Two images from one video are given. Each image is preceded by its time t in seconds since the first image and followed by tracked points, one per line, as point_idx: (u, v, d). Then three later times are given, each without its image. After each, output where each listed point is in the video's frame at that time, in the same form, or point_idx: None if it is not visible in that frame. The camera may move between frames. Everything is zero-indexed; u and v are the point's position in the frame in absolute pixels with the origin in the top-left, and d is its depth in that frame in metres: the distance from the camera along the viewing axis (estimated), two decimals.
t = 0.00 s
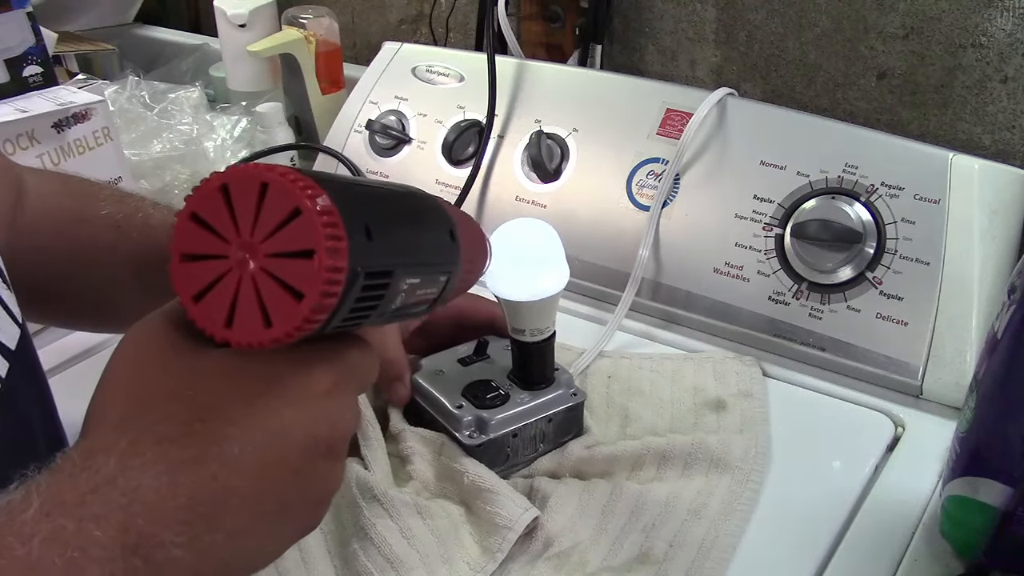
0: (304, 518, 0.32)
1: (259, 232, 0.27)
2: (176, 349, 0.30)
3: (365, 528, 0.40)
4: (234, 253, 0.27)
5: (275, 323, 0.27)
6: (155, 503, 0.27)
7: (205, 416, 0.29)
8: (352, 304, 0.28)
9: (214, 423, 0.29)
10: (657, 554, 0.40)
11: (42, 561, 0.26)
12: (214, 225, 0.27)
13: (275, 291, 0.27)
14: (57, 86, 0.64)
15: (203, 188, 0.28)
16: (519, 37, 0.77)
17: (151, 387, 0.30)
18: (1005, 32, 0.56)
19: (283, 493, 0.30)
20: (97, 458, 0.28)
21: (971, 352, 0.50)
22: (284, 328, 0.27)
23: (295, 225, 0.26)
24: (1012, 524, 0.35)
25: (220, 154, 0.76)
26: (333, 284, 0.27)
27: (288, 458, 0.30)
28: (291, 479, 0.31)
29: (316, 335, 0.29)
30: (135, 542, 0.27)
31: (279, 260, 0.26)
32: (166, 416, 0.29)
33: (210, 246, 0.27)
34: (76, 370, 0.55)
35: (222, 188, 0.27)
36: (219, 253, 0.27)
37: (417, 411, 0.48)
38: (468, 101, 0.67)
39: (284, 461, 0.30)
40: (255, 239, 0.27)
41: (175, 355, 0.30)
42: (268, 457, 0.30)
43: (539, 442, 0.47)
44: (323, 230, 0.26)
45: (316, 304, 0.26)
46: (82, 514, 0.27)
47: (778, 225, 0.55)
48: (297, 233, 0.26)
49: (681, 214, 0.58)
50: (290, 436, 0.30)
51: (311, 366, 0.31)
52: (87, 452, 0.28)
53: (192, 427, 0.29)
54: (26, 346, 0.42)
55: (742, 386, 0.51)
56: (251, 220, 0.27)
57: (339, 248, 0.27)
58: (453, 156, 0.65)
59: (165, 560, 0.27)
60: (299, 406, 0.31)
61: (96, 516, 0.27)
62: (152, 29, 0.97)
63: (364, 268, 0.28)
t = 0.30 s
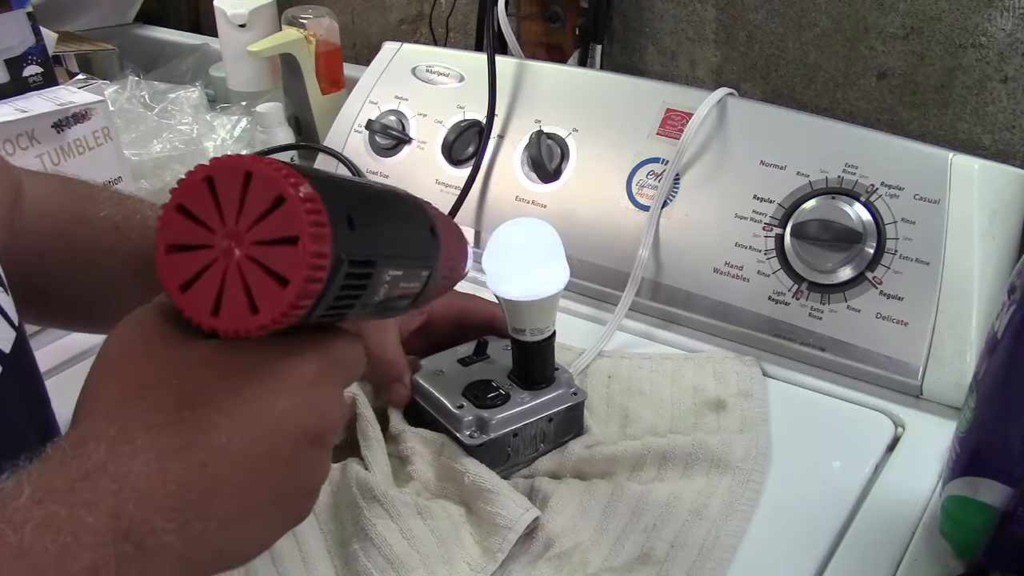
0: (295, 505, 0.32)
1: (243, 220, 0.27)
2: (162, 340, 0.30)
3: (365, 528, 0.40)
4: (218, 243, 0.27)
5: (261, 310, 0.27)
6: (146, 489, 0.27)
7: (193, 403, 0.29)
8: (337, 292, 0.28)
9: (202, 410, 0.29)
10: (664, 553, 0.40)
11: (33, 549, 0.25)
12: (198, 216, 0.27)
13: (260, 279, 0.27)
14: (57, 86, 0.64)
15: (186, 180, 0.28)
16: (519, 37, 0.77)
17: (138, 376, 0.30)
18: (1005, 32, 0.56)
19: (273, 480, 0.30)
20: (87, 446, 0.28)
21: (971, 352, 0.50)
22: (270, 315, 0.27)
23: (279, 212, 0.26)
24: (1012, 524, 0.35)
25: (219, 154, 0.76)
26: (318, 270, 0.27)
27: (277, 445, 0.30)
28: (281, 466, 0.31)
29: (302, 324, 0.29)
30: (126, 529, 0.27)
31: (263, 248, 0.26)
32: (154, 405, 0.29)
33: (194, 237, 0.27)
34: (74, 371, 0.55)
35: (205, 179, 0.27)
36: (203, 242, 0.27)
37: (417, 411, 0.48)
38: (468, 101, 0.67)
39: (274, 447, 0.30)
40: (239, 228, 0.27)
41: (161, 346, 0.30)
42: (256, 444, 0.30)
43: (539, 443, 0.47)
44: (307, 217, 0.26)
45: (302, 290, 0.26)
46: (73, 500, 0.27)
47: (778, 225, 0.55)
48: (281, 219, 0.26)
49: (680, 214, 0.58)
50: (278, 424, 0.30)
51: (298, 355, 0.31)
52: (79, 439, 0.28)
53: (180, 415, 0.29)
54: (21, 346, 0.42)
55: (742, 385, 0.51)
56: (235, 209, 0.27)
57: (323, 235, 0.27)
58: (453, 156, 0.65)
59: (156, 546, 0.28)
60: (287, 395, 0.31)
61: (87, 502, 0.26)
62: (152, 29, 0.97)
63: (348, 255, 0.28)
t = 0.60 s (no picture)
0: (311, 523, 0.32)
1: (267, 233, 0.26)
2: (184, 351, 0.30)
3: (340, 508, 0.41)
4: (241, 255, 0.27)
5: (282, 326, 0.27)
6: (159, 506, 0.27)
7: (213, 416, 0.29)
8: (359, 309, 0.28)
9: (221, 425, 0.29)
10: (633, 557, 0.40)
11: (44, 564, 0.25)
12: (222, 226, 0.27)
13: (283, 294, 0.27)
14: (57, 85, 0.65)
15: (211, 187, 0.27)
16: (519, 37, 0.77)
17: (159, 388, 0.30)
18: (1005, 32, 0.56)
19: (289, 493, 0.30)
20: (103, 458, 0.28)
21: (971, 352, 0.50)
22: (291, 331, 0.27)
23: (304, 228, 0.26)
24: (1012, 524, 0.35)
25: (220, 154, 0.75)
26: (342, 289, 0.27)
27: (294, 461, 0.30)
28: (298, 482, 0.31)
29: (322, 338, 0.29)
30: (139, 545, 0.27)
31: (286, 263, 0.26)
32: (173, 417, 0.29)
33: (217, 247, 0.27)
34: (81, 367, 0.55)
35: (230, 188, 0.27)
36: (226, 253, 0.27)
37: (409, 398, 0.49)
38: (468, 101, 0.67)
39: (291, 464, 0.30)
40: (263, 241, 0.26)
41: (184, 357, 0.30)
42: (273, 459, 0.30)
43: (523, 442, 0.47)
44: (332, 234, 0.26)
45: (324, 308, 0.26)
46: (87, 515, 0.27)
47: (778, 225, 0.55)
48: (306, 235, 0.26)
49: (681, 214, 0.58)
50: (297, 440, 0.30)
51: (319, 369, 0.31)
52: (90, 452, 0.28)
53: (197, 429, 0.29)
54: (29, 345, 0.43)
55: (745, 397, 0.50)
56: (259, 221, 0.26)
57: (348, 252, 0.27)
58: (453, 156, 0.65)
59: (169, 562, 0.27)
60: (307, 409, 0.31)
61: (100, 518, 0.26)
62: (152, 29, 0.97)
63: (373, 272, 0.28)
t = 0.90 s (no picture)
0: (330, 538, 0.32)
1: (309, 257, 0.26)
2: (213, 368, 0.29)
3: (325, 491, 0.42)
4: (281, 278, 0.27)
5: (320, 350, 0.27)
6: (194, 524, 0.27)
7: (246, 437, 0.29)
8: (393, 333, 0.28)
9: (254, 446, 0.29)
10: (610, 558, 0.40)
11: None
12: (262, 248, 0.27)
13: (323, 319, 0.26)
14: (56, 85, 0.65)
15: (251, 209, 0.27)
16: (519, 37, 0.77)
17: (188, 405, 0.29)
18: (1005, 32, 0.56)
19: (314, 510, 0.31)
20: (138, 478, 0.28)
21: (970, 352, 0.50)
22: (330, 356, 0.27)
23: (347, 254, 0.26)
24: (1012, 524, 0.35)
25: (220, 154, 0.75)
26: (383, 315, 0.27)
27: (320, 480, 0.30)
28: (322, 501, 0.31)
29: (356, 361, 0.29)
30: (173, 566, 0.27)
31: (329, 288, 0.26)
32: (206, 437, 0.28)
33: (255, 269, 0.27)
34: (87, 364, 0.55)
35: (271, 211, 0.27)
36: (266, 276, 0.27)
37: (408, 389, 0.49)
38: (468, 101, 0.67)
39: (318, 483, 0.30)
40: (303, 266, 0.26)
41: (213, 375, 0.29)
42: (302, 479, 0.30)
43: (513, 442, 0.47)
44: (376, 260, 0.26)
45: (365, 334, 0.26)
46: (121, 536, 0.27)
47: (778, 225, 0.55)
48: (350, 261, 0.26)
49: (681, 214, 0.58)
50: (325, 460, 0.30)
51: (350, 388, 0.30)
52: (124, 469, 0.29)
53: (230, 449, 0.28)
54: (27, 349, 0.45)
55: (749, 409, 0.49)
56: (301, 245, 0.26)
57: (390, 278, 0.27)
58: (453, 156, 0.65)
59: None
60: (338, 428, 0.30)
61: (134, 539, 0.27)
62: (152, 29, 0.97)
63: (409, 297, 0.28)
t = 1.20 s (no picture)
0: (365, 539, 0.31)
1: (350, 254, 0.27)
2: (253, 367, 0.30)
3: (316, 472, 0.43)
4: (322, 275, 0.27)
5: (360, 346, 0.27)
6: (235, 522, 0.27)
7: (285, 434, 0.29)
8: (431, 329, 0.29)
9: (292, 442, 0.29)
10: (576, 563, 0.39)
11: None
12: (302, 245, 0.27)
13: (365, 315, 0.27)
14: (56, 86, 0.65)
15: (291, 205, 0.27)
16: (519, 37, 0.77)
17: (227, 403, 0.29)
18: (1005, 32, 0.56)
19: (353, 507, 0.30)
20: (178, 476, 0.28)
21: (970, 353, 0.50)
22: (370, 352, 0.27)
23: (389, 250, 0.26)
24: (1012, 524, 0.35)
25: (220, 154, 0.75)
26: (423, 311, 0.27)
27: (357, 480, 0.30)
28: (362, 497, 0.30)
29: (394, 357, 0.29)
30: (213, 564, 0.27)
31: (370, 284, 0.26)
32: (246, 433, 0.29)
33: (296, 265, 0.27)
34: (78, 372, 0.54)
35: (312, 208, 0.27)
36: (307, 273, 0.27)
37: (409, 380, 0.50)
38: (468, 100, 0.67)
39: (355, 483, 0.30)
40: (344, 262, 0.27)
41: (253, 374, 0.30)
42: (341, 476, 0.30)
43: (502, 438, 0.48)
44: (416, 256, 0.26)
45: (406, 330, 0.27)
46: (163, 533, 0.27)
47: (778, 225, 0.55)
48: (391, 258, 0.26)
49: (681, 214, 0.58)
50: (364, 456, 0.30)
51: (387, 385, 0.30)
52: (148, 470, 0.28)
53: (270, 446, 0.29)
54: (29, 353, 0.44)
55: (753, 426, 0.48)
56: (342, 242, 0.27)
57: (430, 273, 0.27)
58: (453, 156, 0.65)
59: None
60: (375, 425, 0.30)
61: (177, 536, 0.27)
62: (152, 28, 0.97)
63: (447, 293, 0.28)
